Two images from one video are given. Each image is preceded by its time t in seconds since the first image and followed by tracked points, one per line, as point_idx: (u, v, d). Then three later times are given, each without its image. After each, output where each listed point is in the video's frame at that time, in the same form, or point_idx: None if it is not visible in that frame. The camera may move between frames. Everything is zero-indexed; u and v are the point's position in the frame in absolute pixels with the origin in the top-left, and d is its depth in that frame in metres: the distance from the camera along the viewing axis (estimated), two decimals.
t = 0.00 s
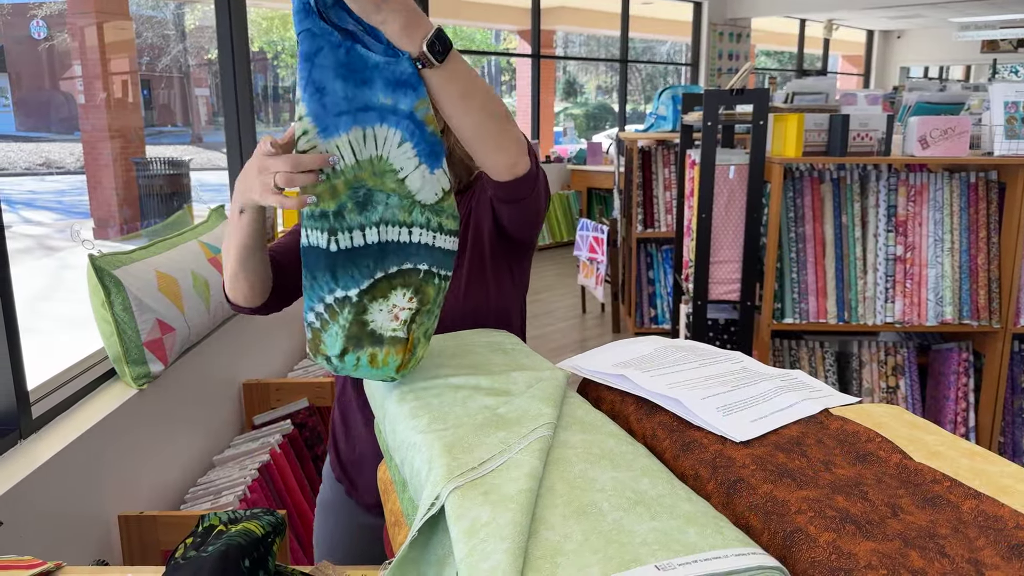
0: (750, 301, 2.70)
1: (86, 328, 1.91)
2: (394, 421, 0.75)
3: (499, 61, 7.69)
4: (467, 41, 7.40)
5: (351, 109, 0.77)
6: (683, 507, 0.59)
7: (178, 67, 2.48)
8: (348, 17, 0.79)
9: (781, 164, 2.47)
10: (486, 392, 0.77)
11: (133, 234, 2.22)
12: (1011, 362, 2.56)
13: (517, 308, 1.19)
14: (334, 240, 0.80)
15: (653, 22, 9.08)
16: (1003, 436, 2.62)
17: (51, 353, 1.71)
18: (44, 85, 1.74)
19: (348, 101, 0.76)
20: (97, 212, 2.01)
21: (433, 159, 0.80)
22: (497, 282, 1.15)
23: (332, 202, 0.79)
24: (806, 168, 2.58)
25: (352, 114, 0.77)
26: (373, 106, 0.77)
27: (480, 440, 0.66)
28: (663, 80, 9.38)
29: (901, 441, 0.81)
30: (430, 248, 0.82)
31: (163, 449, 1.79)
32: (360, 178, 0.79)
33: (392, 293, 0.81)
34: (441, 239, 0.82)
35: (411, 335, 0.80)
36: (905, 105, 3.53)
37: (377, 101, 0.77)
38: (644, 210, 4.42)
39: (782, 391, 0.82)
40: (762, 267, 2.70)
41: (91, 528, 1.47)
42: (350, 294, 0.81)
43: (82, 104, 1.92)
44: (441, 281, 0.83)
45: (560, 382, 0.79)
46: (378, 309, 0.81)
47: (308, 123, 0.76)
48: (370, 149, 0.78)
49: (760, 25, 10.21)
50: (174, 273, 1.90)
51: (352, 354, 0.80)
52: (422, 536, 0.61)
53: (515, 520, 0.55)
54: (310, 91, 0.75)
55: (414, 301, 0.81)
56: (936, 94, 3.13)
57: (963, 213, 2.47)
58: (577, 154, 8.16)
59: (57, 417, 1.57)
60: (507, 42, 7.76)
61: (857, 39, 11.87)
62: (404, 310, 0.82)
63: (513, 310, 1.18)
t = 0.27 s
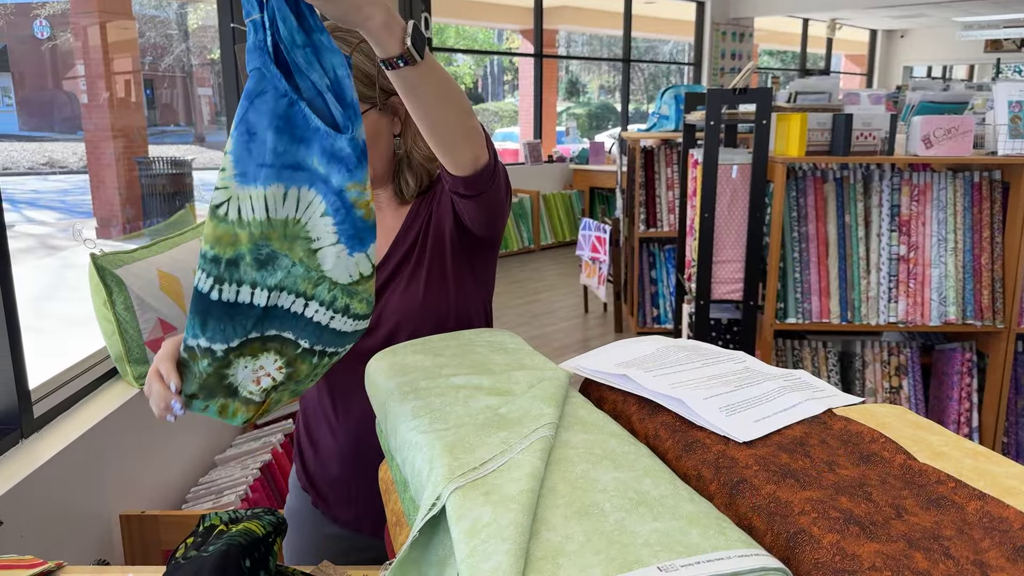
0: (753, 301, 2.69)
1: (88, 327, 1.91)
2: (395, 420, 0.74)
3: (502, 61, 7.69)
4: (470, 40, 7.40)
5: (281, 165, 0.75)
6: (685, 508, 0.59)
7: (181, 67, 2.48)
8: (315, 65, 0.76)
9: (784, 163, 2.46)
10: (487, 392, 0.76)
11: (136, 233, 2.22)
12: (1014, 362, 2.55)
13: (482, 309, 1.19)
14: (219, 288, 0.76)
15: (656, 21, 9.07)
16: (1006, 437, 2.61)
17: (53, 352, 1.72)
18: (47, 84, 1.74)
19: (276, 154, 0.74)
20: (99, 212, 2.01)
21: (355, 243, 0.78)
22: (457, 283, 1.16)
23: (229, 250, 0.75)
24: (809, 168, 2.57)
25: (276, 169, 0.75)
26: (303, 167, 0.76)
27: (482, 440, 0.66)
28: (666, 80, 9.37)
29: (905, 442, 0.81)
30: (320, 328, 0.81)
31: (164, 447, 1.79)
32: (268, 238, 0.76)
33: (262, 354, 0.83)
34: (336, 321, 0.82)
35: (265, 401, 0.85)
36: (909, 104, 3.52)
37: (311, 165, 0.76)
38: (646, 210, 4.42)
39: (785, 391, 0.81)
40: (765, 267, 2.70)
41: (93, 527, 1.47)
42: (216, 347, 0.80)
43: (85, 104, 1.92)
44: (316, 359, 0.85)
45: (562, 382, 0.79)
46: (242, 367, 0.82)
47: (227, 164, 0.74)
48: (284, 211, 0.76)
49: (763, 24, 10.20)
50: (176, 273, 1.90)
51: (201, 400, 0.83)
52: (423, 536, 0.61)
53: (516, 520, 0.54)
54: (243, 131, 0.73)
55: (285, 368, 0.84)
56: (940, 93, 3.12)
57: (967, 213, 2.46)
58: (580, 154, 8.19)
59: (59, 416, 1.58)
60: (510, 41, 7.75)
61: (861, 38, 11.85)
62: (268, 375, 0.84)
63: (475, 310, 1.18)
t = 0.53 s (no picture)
0: (754, 301, 2.69)
1: (88, 328, 1.91)
2: (394, 421, 0.74)
3: (503, 61, 7.69)
4: (471, 40, 7.40)
5: (221, 175, 0.71)
6: (684, 510, 0.59)
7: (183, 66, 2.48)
8: (258, 64, 0.73)
9: (786, 163, 2.46)
10: (486, 393, 0.76)
11: (137, 233, 2.22)
12: (1016, 363, 2.55)
13: (441, 311, 1.29)
14: (155, 339, 0.71)
15: (658, 21, 9.06)
16: (1008, 437, 2.61)
17: (55, 352, 1.72)
18: (49, 85, 1.75)
19: (208, 160, 0.71)
20: (101, 212, 2.01)
21: (305, 259, 0.70)
22: (415, 293, 1.26)
23: (168, 289, 0.71)
24: (810, 168, 2.57)
25: (208, 177, 0.71)
26: (242, 173, 0.72)
27: (480, 442, 0.66)
28: (668, 80, 9.37)
29: (905, 444, 0.80)
30: (273, 386, 0.69)
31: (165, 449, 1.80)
32: (207, 264, 0.71)
33: (206, 438, 0.71)
34: (293, 377, 0.69)
35: (212, 502, 0.69)
36: (911, 104, 3.52)
37: (250, 169, 0.72)
38: (647, 210, 4.41)
39: (784, 392, 0.81)
40: (766, 267, 2.70)
41: (93, 527, 1.47)
42: (156, 420, 0.71)
43: (87, 104, 1.92)
44: (271, 436, 0.70)
45: (561, 383, 0.79)
46: (183, 455, 0.71)
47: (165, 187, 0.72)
48: (221, 228, 0.71)
49: (765, 24, 10.19)
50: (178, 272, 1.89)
51: (144, 504, 0.71)
52: (421, 538, 0.61)
53: (515, 523, 0.54)
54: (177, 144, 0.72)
55: (231, 453, 0.70)
56: (942, 93, 3.12)
57: (969, 213, 2.45)
58: (582, 154, 8.19)
59: (59, 417, 1.58)
60: (512, 41, 7.75)
61: (863, 38, 11.84)
62: (212, 464, 0.70)
63: (435, 314, 1.29)
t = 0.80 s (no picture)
0: (755, 301, 2.69)
1: (89, 328, 1.91)
2: (396, 422, 0.74)
3: (505, 60, 7.69)
4: (473, 40, 7.39)
5: (138, 396, 0.71)
6: (686, 511, 0.59)
7: (183, 66, 2.48)
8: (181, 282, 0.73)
9: (788, 163, 2.46)
10: (488, 394, 0.77)
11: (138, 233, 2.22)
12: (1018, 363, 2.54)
13: (423, 318, 1.32)
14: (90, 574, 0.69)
15: (660, 21, 9.06)
16: (1010, 438, 2.60)
17: (56, 352, 1.72)
18: (50, 85, 1.75)
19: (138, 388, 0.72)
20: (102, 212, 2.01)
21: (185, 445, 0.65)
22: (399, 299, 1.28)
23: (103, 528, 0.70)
24: (812, 168, 2.57)
25: (135, 401, 0.72)
26: (158, 394, 0.72)
27: (483, 442, 0.66)
28: (669, 80, 9.36)
29: (907, 445, 0.80)
30: None
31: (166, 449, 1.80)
32: (119, 484, 0.69)
33: None
34: None
35: None
36: (912, 104, 3.52)
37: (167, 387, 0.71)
38: (649, 210, 4.41)
39: (786, 392, 0.81)
40: (768, 267, 2.69)
41: (94, 528, 1.47)
42: None
43: (88, 104, 1.92)
44: None
45: (563, 383, 0.79)
46: None
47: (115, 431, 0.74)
48: (139, 444, 0.70)
49: (766, 24, 10.18)
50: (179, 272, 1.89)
51: None
52: (423, 539, 0.61)
53: (517, 524, 0.54)
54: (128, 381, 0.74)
55: None
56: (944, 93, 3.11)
57: (970, 213, 2.45)
58: (583, 154, 8.19)
59: (61, 416, 1.58)
60: (513, 41, 7.75)
61: (864, 38, 11.83)
62: None
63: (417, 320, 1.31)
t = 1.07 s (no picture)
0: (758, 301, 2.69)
1: (92, 327, 1.92)
2: (400, 420, 0.74)
3: (506, 60, 7.69)
4: (474, 40, 7.40)
5: (167, 539, 0.76)
6: (692, 509, 0.58)
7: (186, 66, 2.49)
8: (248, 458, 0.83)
9: (790, 163, 2.46)
10: (492, 392, 0.76)
11: (141, 232, 2.22)
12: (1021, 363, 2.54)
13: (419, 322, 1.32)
14: None
15: (662, 21, 9.06)
16: (1012, 437, 2.60)
17: (60, 352, 1.73)
18: (52, 84, 1.75)
19: (177, 532, 0.77)
20: (105, 212, 2.01)
21: None
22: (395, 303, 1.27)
23: None
24: (814, 168, 2.56)
25: (171, 544, 0.76)
26: (198, 544, 0.76)
27: (488, 441, 0.66)
28: (671, 80, 9.36)
29: (912, 443, 0.80)
30: None
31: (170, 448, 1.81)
32: None
33: None
34: None
35: None
36: (914, 104, 3.51)
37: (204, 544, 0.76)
38: (651, 209, 4.41)
39: (792, 391, 0.81)
40: (770, 267, 2.69)
41: (99, 526, 1.47)
42: None
43: (91, 104, 1.92)
44: None
45: (567, 382, 0.79)
46: None
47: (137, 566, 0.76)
48: None
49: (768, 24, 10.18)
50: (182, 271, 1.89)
51: None
52: (429, 537, 0.61)
53: (523, 522, 0.54)
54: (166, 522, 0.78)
55: None
56: (946, 93, 3.11)
57: (973, 213, 2.45)
58: (584, 154, 8.19)
59: (64, 415, 1.58)
60: (515, 41, 7.75)
61: (866, 38, 11.82)
62: None
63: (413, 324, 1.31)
